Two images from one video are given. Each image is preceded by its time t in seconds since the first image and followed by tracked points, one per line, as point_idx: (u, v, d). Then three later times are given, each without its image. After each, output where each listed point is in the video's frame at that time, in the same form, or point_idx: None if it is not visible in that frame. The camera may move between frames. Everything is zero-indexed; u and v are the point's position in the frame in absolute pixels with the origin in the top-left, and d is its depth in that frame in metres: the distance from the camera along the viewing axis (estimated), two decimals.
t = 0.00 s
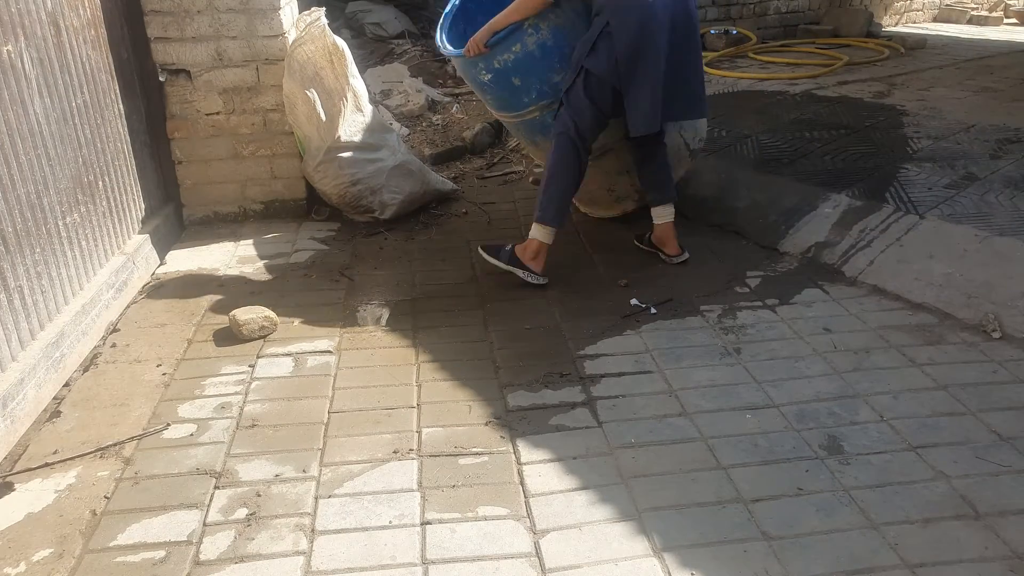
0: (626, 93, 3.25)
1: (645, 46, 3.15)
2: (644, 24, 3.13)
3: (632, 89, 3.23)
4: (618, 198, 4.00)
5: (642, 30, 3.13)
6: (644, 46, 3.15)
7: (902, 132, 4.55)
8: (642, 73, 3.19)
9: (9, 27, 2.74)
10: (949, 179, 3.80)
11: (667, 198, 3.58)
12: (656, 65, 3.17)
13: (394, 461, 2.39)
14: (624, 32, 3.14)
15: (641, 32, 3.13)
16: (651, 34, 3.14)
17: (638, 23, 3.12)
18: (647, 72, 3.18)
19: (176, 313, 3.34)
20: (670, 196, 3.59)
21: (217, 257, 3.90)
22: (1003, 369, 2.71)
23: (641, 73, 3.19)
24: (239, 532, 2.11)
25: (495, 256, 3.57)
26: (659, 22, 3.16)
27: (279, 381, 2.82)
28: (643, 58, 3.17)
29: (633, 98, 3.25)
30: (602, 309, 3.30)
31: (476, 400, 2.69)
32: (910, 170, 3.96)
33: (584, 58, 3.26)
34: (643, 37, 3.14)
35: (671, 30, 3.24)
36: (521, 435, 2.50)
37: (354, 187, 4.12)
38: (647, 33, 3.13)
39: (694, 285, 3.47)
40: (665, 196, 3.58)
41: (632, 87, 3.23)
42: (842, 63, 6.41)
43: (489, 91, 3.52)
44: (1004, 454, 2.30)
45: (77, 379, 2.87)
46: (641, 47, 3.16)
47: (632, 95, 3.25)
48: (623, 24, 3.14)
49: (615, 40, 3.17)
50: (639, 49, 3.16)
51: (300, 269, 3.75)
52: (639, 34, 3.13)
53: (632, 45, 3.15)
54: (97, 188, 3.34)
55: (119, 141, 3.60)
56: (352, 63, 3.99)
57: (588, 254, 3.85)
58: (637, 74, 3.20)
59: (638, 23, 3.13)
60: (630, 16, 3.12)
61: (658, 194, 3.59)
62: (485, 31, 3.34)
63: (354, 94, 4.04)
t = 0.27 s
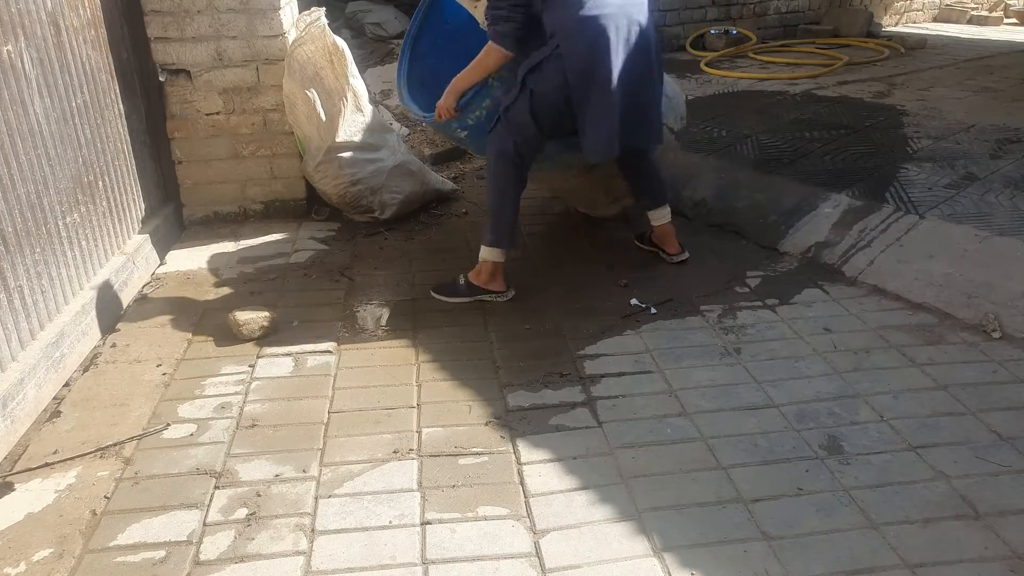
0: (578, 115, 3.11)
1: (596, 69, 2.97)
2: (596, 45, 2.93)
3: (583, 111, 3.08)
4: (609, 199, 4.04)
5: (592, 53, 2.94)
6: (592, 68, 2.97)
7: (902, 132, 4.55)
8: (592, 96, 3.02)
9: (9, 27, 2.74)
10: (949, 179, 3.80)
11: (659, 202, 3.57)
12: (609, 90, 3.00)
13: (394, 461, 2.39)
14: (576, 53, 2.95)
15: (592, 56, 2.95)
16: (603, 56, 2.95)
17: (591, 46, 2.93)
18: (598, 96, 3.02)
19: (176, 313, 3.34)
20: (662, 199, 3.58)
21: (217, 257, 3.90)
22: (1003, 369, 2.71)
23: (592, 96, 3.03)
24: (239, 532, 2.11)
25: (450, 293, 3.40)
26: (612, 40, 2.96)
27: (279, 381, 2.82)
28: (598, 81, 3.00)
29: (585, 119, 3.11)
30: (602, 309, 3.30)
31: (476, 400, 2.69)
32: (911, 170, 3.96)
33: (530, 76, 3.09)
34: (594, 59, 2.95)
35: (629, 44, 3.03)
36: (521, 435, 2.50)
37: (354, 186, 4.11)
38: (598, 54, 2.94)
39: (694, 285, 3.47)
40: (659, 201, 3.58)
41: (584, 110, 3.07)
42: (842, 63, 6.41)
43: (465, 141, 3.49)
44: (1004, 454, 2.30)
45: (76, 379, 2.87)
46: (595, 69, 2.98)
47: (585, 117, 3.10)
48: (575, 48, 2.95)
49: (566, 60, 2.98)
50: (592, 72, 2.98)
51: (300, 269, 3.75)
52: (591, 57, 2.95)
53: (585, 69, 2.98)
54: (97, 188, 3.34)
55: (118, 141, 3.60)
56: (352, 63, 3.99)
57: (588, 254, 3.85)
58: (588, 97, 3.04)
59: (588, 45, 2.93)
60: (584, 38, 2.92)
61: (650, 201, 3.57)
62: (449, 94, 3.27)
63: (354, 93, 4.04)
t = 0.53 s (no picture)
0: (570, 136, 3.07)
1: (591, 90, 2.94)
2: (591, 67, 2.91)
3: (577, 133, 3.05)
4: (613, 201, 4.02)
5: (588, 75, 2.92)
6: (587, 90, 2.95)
7: (901, 132, 4.55)
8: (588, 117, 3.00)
9: (9, 27, 2.74)
10: (949, 179, 3.80)
11: (664, 203, 3.61)
12: (608, 112, 2.98)
13: (394, 461, 2.39)
14: (573, 75, 2.92)
15: (588, 79, 2.93)
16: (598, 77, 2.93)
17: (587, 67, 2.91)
18: (595, 118, 2.99)
19: (175, 313, 3.34)
20: (667, 200, 3.61)
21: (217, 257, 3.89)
22: (1003, 369, 2.71)
23: (587, 119, 3.00)
24: (239, 532, 2.12)
25: (439, 296, 3.38)
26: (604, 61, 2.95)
27: (279, 381, 2.82)
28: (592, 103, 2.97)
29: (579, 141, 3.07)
30: (602, 309, 3.30)
31: (476, 400, 2.69)
32: (910, 170, 3.96)
33: (520, 99, 3.04)
34: (590, 82, 2.93)
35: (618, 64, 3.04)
36: (521, 435, 2.50)
37: (354, 187, 4.11)
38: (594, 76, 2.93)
39: (694, 285, 3.47)
40: (662, 202, 3.61)
41: (579, 133, 3.04)
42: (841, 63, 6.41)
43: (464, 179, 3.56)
44: (1004, 454, 2.30)
45: (76, 379, 2.87)
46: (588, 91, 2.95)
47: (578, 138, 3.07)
48: (573, 70, 2.91)
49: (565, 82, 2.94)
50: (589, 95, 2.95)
51: (300, 269, 3.75)
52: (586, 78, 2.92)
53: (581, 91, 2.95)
54: (97, 188, 3.34)
55: (118, 141, 3.60)
56: (352, 63, 4.02)
57: (588, 254, 3.85)
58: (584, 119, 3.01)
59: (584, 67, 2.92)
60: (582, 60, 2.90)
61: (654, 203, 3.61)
62: (440, 149, 3.32)
63: (354, 93, 4.08)
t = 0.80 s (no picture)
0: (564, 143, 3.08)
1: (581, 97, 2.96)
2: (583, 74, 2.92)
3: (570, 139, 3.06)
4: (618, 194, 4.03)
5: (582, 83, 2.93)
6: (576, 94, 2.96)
7: (901, 132, 4.55)
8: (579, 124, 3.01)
9: (9, 27, 2.74)
10: (949, 179, 3.80)
11: (664, 204, 3.60)
12: (600, 119, 2.98)
13: (394, 461, 2.39)
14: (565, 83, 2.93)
15: (579, 85, 2.92)
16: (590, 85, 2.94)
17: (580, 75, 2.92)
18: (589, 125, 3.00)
19: (175, 313, 3.34)
20: (667, 200, 3.60)
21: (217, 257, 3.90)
22: (1003, 369, 2.71)
23: (580, 125, 3.00)
24: (239, 532, 2.12)
25: (440, 296, 3.38)
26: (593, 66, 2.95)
27: (279, 381, 2.82)
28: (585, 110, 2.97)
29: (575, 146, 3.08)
30: (602, 309, 3.30)
31: (476, 400, 2.69)
32: (910, 170, 3.96)
33: (512, 104, 3.04)
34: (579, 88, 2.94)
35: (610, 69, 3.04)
36: (521, 435, 2.50)
37: (354, 187, 4.12)
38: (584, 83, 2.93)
39: (694, 285, 3.47)
40: (663, 204, 3.60)
41: (572, 139, 3.04)
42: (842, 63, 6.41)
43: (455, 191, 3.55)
44: (1004, 454, 2.30)
45: (76, 379, 2.87)
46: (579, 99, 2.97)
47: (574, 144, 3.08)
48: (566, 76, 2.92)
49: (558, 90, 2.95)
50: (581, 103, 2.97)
51: (300, 269, 3.75)
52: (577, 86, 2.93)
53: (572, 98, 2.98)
54: (97, 188, 3.34)
55: (118, 141, 3.60)
56: (352, 63, 4.03)
57: (588, 254, 3.85)
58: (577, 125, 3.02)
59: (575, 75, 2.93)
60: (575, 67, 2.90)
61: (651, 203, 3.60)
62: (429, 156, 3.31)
63: (354, 93, 4.09)
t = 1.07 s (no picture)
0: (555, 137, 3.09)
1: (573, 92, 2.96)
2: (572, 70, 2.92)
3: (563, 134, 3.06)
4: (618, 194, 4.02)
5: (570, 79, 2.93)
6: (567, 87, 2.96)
7: (901, 132, 4.55)
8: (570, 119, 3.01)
9: (9, 27, 2.74)
10: (949, 179, 3.80)
11: (666, 203, 3.59)
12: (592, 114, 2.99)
13: (394, 461, 2.39)
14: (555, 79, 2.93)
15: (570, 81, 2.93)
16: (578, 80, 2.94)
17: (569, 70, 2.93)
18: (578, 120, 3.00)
19: (175, 313, 3.34)
20: (669, 200, 3.59)
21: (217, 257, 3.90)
22: (1003, 369, 2.71)
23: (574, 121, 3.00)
24: (239, 532, 2.12)
25: (439, 295, 3.39)
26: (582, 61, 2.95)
27: (279, 381, 2.82)
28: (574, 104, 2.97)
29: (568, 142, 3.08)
30: (602, 309, 3.30)
31: (476, 400, 2.69)
32: (910, 170, 3.96)
33: (503, 101, 3.05)
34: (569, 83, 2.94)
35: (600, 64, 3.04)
36: (521, 435, 2.50)
37: (354, 187, 4.12)
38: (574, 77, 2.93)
39: (694, 285, 3.47)
40: (665, 204, 3.59)
41: (566, 135, 3.04)
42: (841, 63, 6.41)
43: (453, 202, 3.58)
44: (1004, 454, 2.30)
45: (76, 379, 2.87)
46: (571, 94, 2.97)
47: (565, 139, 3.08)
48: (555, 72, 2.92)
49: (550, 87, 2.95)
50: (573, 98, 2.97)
51: (300, 269, 3.75)
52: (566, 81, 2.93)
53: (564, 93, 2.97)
54: (97, 188, 3.34)
55: (118, 141, 3.60)
56: (352, 63, 4.03)
57: (588, 254, 3.85)
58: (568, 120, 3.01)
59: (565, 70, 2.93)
60: (565, 62, 2.90)
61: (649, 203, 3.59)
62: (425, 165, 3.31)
63: (354, 94, 4.10)
